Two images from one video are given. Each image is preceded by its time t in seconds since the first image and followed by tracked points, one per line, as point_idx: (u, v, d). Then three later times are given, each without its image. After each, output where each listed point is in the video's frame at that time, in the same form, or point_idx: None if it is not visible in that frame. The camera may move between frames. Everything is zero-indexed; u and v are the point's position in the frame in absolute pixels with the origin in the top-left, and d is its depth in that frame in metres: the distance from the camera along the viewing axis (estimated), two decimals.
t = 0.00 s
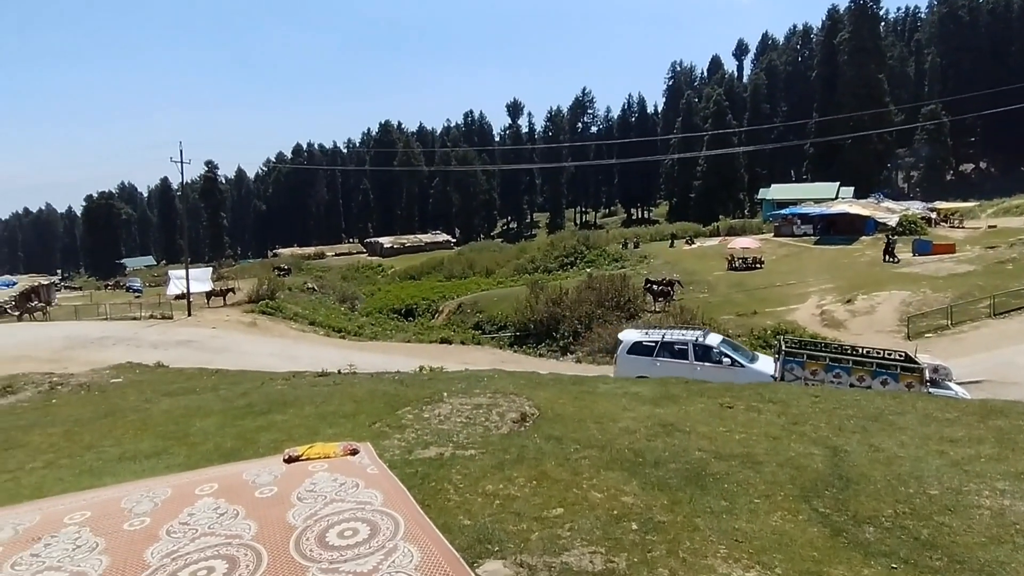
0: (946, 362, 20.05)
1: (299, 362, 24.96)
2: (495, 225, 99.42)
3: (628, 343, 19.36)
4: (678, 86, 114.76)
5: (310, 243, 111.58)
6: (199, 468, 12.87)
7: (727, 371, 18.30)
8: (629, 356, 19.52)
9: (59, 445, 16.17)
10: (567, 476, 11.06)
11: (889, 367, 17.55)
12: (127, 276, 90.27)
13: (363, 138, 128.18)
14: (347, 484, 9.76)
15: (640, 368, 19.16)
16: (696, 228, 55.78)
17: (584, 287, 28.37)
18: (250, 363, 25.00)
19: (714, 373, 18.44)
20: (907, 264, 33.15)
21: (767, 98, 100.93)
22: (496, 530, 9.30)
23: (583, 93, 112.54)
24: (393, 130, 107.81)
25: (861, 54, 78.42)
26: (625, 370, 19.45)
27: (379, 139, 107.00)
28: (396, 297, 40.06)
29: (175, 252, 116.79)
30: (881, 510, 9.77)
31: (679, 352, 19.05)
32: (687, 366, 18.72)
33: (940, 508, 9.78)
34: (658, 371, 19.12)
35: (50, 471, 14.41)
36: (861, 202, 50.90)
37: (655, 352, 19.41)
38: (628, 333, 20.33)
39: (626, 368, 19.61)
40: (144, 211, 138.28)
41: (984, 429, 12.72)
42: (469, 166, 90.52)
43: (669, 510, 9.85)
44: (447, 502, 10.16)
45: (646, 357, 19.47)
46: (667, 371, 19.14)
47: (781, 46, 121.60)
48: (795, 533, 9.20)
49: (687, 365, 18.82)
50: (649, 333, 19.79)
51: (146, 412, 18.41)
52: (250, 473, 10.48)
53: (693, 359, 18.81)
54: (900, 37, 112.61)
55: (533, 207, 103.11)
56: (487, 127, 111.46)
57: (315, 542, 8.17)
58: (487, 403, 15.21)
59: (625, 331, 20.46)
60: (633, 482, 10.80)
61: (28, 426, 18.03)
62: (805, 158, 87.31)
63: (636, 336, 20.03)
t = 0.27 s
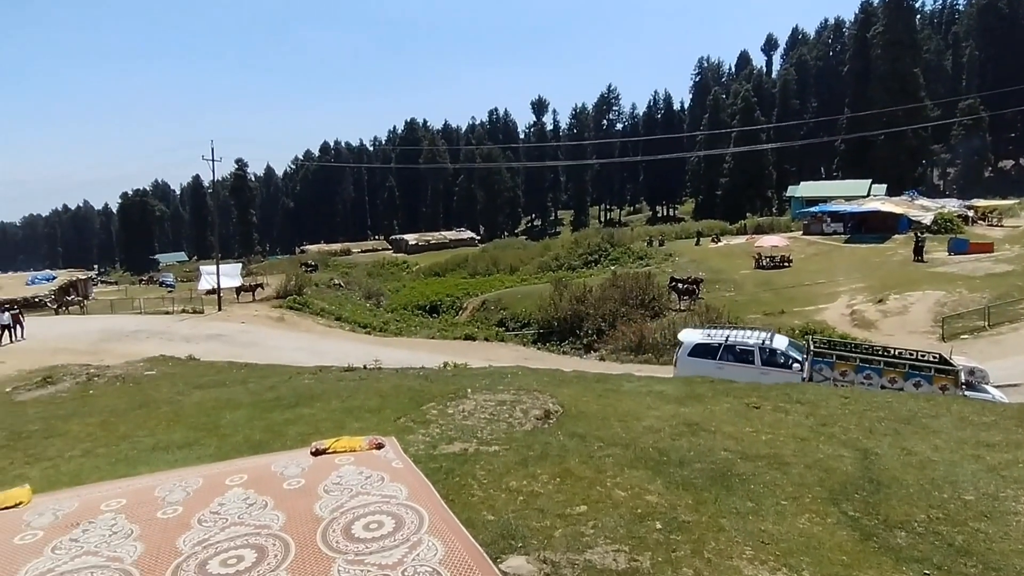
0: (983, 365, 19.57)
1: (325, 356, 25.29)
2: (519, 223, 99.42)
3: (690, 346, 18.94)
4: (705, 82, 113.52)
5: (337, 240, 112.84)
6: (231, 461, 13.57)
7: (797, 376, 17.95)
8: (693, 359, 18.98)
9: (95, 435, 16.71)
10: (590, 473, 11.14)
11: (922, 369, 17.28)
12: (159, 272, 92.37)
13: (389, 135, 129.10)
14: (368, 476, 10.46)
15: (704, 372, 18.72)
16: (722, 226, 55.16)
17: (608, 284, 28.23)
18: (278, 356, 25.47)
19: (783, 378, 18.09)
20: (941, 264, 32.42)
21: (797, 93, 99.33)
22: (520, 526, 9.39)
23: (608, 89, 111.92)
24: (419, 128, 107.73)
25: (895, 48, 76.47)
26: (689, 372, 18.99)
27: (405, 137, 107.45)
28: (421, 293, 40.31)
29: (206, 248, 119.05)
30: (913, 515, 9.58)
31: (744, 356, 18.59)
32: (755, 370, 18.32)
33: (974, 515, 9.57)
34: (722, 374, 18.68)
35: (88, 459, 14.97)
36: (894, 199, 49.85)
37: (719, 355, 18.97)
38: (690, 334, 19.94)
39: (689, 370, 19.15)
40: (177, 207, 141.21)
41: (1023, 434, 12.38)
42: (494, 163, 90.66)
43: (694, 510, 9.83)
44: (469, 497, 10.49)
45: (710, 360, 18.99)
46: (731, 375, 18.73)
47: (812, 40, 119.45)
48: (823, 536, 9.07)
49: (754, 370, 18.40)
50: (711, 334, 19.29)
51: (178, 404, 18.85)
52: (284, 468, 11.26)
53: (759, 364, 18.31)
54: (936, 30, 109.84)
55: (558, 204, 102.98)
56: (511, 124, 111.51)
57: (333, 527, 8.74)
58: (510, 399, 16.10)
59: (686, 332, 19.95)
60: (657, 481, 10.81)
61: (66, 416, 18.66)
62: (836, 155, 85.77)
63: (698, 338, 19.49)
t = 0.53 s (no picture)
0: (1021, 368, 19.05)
1: (351, 352, 25.60)
2: (543, 220, 99.12)
3: (756, 347, 18.55)
4: (732, 79, 112.18)
5: (362, 237, 113.78)
6: (262, 453, 14.03)
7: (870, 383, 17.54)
8: (761, 362, 18.59)
9: (131, 426, 17.22)
10: (615, 474, 11.69)
11: (957, 372, 17.10)
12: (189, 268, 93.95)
13: (414, 133, 129.85)
14: (383, 471, 12.30)
15: (771, 373, 18.40)
16: (749, 224, 54.46)
17: (633, 283, 28.03)
18: (305, 351, 25.86)
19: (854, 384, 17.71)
20: (977, 263, 31.65)
21: (827, 89, 97.53)
22: (543, 524, 9.98)
23: (633, 86, 110.97)
24: (444, 126, 109.32)
25: (931, 42, 74.53)
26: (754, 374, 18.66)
27: (430, 135, 108.38)
28: (445, 291, 40.51)
29: (235, 245, 120.78)
30: (947, 521, 9.37)
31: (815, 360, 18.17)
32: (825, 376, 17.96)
33: (1011, 522, 9.31)
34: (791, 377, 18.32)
35: (121, 450, 15.34)
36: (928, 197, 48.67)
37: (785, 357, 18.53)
38: (755, 335, 19.49)
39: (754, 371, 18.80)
40: (206, 205, 143.64)
41: None
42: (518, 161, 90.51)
43: (719, 510, 10.00)
44: (494, 493, 11.33)
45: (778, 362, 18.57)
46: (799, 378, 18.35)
47: (844, 34, 117.11)
48: (852, 540, 8.98)
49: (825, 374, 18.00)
50: (779, 337, 18.90)
51: (208, 396, 19.21)
52: (306, 461, 13.19)
53: (828, 368, 17.94)
54: (974, 23, 107.00)
55: (582, 202, 102.59)
56: (536, 122, 111.52)
57: (349, 520, 10.47)
58: (535, 397, 17.30)
59: (753, 334, 19.53)
60: (682, 482, 11.13)
61: (101, 407, 19.15)
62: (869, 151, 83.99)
63: (765, 340, 19.07)
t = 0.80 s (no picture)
0: None
1: (376, 348, 25.82)
2: (567, 218, 98.84)
3: (827, 349, 18.43)
4: (761, 75, 110.61)
5: (386, 235, 114.54)
6: (289, 447, 14.24)
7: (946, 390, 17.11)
8: (830, 364, 18.47)
9: (161, 418, 17.60)
10: (639, 473, 11.63)
11: (993, 376, 16.80)
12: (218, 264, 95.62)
13: (439, 131, 130.38)
14: (408, 466, 12.42)
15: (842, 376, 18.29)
16: (777, 223, 53.64)
17: (658, 282, 27.81)
18: (330, 347, 26.12)
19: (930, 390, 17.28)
20: (1015, 264, 30.78)
21: (860, 85, 95.64)
22: (566, 522, 9.96)
23: (660, 83, 110.02)
24: (468, 124, 109.48)
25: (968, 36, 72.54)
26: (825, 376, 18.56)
27: (454, 133, 108.84)
28: (469, 288, 40.60)
29: (262, 242, 122.54)
30: (982, 528, 9.13)
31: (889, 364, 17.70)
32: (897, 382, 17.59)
33: None
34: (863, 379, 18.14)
35: (152, 442, 15.68)
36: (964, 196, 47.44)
37: (853, 361, 18.59)
38: (826, 336, 19.28)
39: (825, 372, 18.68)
40: (235, 202, 145.95)
41: None
42: (543, 159, 90.32)
43: (744, 512, 9.89)
44: (518, 491, 11.33)
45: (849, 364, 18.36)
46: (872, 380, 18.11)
47: (877, 28, 114.63)
48: (882, 545, 8.81)
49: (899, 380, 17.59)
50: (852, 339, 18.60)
51: (236, 390, 19.56)
52: (331, 455, 13.35)
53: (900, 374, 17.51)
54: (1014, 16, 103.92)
55: (607, 200, 102.09)
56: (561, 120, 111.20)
57: (373, 514, 10.57)
58: (558, 396, 17.29)
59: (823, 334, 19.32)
60: (706, 483, 11.03)
61: (133, 400, 19.59)
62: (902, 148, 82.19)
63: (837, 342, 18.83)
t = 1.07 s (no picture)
0: None
1: (401, 345, 25.98)
2: (591, 217, 98.44)
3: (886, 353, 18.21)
4: (790, 71, 108.91)
5: (410, 232, 115.28)
6: (315, 442, 14.44)
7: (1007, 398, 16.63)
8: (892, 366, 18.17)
9: (191, 411, 17.94)
10: (663, 474, 11.55)
11: None
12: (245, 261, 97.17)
13: (464, 129, 130.77)
14: (431, 464, 12.53)
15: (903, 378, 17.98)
16: (806, 222, 52.77)
17: (683, 281, 27.55)
18: (355, 344, 26.34)
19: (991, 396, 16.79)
20: None
21: (893, 81, 93.65)
22: (589, 522, 9.91)
23: (686, 80, 108.94)
24: (492, 122, 109.60)
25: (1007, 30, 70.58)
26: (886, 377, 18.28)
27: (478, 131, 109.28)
28: (493, 286, 40.65)
29: (289, 239, 124.12)
30: (1019, 536, 8.88)
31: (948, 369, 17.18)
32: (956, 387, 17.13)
33: None
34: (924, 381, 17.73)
35: (181, 435, 15.97)
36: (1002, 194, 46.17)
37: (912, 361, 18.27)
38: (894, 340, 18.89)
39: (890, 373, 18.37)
40: (262, 200, 148.08)
41: None
42: (567, 157, 90.03)
43: (771, 515, 9.74)
44: (541, 489, 11.32)
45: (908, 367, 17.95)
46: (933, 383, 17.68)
47: (911, 23, 112.11)
48: (914, 551, 8.61)
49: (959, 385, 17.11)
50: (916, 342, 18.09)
51: (263, 385, 19.86)
52: (355, 451, 13.50)
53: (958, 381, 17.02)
54: None
55: (631, 198, 101.49)
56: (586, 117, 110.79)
57: (397, 510, 10.67)
58: (582, 395, 17.24)
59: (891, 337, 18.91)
60: (732, 484, 10.91)
61: (163, 394, 19.99)
62: (936, 146, 80.31)
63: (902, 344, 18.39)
